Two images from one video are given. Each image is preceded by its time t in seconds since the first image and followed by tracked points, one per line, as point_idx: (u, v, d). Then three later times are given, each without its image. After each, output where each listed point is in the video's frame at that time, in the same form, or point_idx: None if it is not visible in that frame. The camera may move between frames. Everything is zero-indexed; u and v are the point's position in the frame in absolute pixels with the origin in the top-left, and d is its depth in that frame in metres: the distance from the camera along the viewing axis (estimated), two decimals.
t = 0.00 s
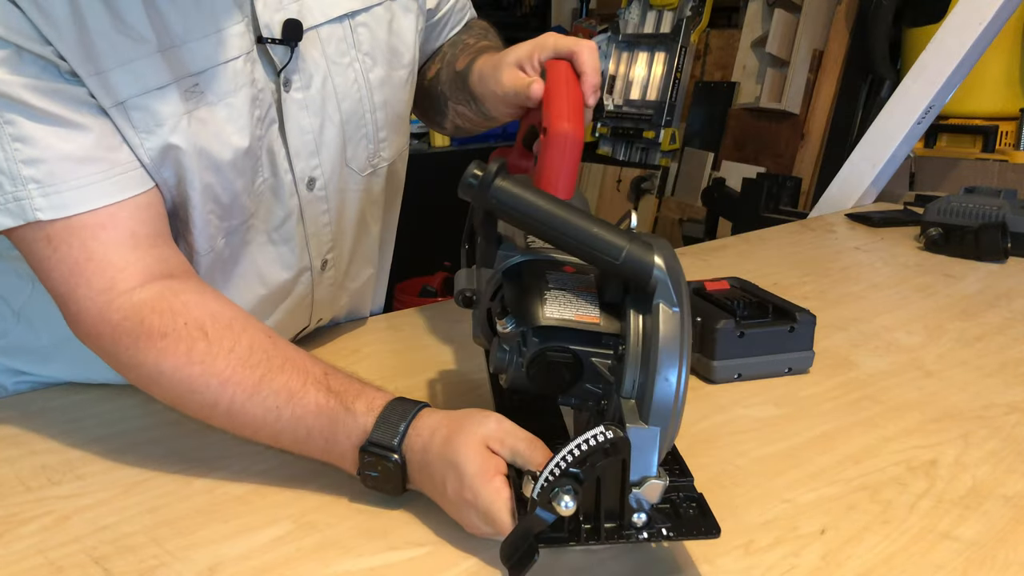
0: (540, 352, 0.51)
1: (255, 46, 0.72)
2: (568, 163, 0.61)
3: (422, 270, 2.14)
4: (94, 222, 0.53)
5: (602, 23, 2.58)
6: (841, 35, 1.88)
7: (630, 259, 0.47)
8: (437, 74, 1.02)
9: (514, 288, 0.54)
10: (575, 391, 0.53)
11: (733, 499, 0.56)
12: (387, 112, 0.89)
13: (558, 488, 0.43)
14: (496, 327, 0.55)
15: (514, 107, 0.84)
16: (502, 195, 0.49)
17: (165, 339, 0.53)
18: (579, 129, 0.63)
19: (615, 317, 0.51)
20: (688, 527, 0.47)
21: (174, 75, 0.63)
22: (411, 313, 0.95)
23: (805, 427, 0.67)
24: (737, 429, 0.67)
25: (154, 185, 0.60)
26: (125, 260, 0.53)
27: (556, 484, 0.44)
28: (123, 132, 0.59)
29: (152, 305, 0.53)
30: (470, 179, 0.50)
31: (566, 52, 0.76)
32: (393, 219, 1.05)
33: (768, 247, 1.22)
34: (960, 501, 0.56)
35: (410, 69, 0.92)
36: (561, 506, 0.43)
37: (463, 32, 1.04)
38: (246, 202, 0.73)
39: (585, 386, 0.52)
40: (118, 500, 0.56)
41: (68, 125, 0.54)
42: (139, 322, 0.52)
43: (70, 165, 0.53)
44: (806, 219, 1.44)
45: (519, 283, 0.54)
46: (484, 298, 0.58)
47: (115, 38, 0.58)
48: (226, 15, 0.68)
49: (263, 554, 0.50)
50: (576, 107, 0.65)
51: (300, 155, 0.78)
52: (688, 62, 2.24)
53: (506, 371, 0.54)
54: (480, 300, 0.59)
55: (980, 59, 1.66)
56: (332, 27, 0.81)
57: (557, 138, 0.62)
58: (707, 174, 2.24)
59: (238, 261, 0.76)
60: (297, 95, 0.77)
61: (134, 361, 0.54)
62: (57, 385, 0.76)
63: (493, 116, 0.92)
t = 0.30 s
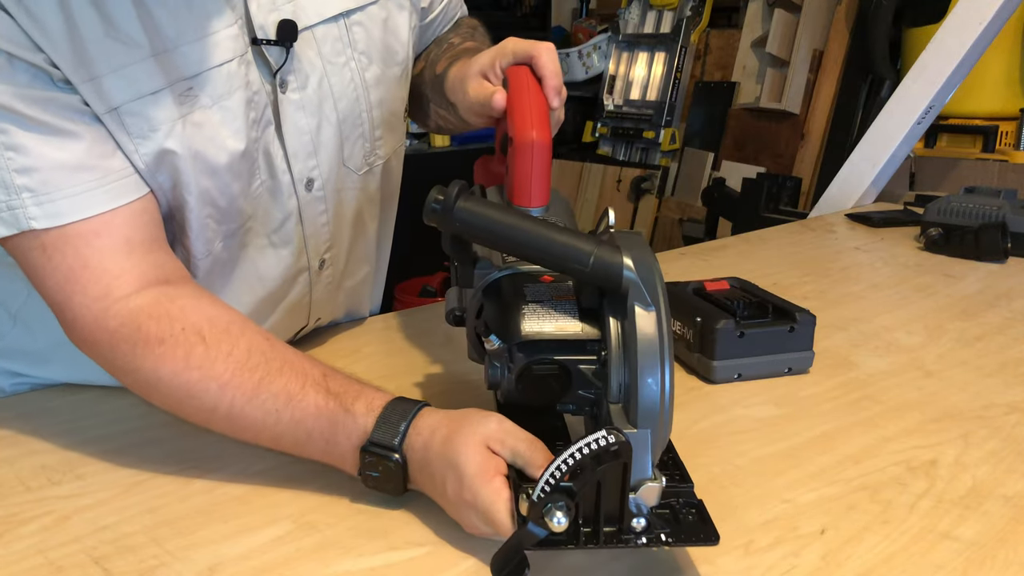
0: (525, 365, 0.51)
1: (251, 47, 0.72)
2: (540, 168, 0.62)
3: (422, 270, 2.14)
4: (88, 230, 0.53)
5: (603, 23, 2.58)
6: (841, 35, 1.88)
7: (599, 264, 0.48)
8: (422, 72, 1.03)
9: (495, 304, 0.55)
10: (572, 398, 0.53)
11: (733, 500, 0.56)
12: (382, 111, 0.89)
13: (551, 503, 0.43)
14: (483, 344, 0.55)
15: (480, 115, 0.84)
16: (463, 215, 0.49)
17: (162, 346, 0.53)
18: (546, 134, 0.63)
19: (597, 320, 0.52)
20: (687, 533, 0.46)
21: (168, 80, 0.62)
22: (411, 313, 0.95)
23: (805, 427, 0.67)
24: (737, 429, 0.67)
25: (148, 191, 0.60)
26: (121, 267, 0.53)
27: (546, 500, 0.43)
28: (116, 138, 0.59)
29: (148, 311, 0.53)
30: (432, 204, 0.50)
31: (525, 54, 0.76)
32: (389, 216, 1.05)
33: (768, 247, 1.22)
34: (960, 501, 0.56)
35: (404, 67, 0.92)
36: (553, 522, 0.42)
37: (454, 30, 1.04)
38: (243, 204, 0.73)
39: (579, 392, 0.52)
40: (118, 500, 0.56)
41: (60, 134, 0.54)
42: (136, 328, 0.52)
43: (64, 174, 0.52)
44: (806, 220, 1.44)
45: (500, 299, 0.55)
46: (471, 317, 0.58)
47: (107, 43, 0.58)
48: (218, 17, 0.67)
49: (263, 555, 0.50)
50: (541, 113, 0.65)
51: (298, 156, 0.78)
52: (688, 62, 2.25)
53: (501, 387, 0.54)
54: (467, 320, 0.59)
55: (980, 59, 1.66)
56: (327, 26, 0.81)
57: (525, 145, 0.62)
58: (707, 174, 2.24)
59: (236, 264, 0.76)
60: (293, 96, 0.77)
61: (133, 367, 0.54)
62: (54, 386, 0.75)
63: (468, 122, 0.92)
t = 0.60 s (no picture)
0: (526, 365, 0.51)
1: (247, 50, 0.72)
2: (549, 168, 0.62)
3: (422, 270, 2.14)
4: (81, 239, 0.53)
5: (603, 23, 2.58)
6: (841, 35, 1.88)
7: (602, 264, 0.48)
8: (426, 71, 1.03)
9: (497, 302, 0.55)
10: (572, 398, 0.53)
11: (733, 500, 0.56)
12: (379, 112, 0.89)
13: (547, 504, 0.43)
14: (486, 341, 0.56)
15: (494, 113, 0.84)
16: (467, 213, 0.50)
17: (153, 353, 0.53)
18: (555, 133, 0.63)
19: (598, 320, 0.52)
20: (684, 538, 0.46)
21: (164, 86, 0.62)
22: (412, 313, 0.95)
23: (805, 427, 0.67)
24: (737, 429, 0.67)
25: (145, 199, 0.60)
26: (113, 274, 0.53)
27: (545, 500, 0.44)
28: (113, 146, 0.59)
29: (138, 319, 0.53)
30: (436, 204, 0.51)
31: (536, 51, 0.76)
32: (387, 215, 1.05)
33: (768, 247, 1.22)
34: (960, 501, 0.56)
35: (400, 67, 0.92)
36: (550, 523, 0.43)
37: (455, 30, 1.04)
38: (242, 209, 0.72)
39: (579, 393, 0.52)
40: (118, 500, 0.56)
41: (54, 145, 0.54)
42: (128, 336, 0.53)
43: (56, 184, 0.53)
44: (806, 220, 1.44)
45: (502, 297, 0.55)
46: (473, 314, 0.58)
47: (103, 50, 0.58)
48: (215, 21, 0.67)
49: (263, 555, 0.50)
50: (550, 112, 0.65)
51: (296, 159, 0.78)
52: (688, 62, 2.25)
53: (501, 386, 0.54)
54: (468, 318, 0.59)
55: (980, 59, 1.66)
56: (324, 28, 0.81)
57: (532, 145, 0.62)
58: (707, 174, 2.24)
59: (235, 267, 0.76)
60: (290, 99, 0.77)
61: (126, 375, 0.54)
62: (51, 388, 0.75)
63: (478, 118, 0.92)
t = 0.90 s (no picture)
0: (531, 368, 0.50)
1: (242, 53, 0.72)
2: (557, 168, 0.62)
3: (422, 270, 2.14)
4: (75, 239, 0.53)
5: (602, 23, 2.58)
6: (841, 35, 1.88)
7: (609, 267, 0.47)
8: (433, 69, 1.03)
9: (501, 302, 0.54)
10: (575, 400, 0.53)
11: (733, 499, 0.56)
12: (376, 115, 0.89)
13: (549, 508, 0.44)
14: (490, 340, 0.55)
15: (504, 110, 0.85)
16: (476, 213, 0.48)
17: (142, 358, 0.52)
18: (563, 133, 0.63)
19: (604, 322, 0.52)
20: (686, 544, 0.47)
21: (156, 90, 0.62)
22: (412, 313, 0.95)
23: (806, 428, 0.67)
24: (737, 429, 0.67)
25: (138, 202, 0.60)
26: (106, 276, 0.53)
27: (546, 504, 0.44)
28: (106, 148, 0.58)
29: (127, 321, 0.52)
30: (443, 199, 0.48)
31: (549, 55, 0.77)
32: (386, 216, 1.04)
33: (768, 247, 1.22)
34: (960, 501, 0.56)
35: (400, 70, 0.92)
36: (551, 528, 0.43)
37: (460, 28, 1.04)
38: (235, 212, 0.72)
39: (582, 395, 0.52)
40: (118, 500, 0.56)
41: (49, 143, 0.54)
42: (117, 339, 0.52)
43: (52, 182, 0.53)
44: (806, 220, 1.44)
45: (506, 297, 0.54)
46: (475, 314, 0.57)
47: (94, 53, 0.58)
48: (208, 25, 0.67)
49: (263, 555, 0.50)
50: (559, 111, 0.65)
51: (290, 162, 0.78)
52: (687, 62, 2.25)
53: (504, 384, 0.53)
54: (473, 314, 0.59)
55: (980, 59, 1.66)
56: (321, 31, 0.80)
57: (541, 144, 0.62)
58: (707, 174, 2.23)
59: (229, 270, 0.76)
60: (285, 102, 0.77)
61: (118, 379, 0.54)
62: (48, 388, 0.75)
63: (484, 113, 0.92)
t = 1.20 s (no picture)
0: (551, 349, 0.49)
1: (242, 55, 0.72)
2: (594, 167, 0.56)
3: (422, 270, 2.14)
4: (79, 241, 0.53)
5: (602, 23, 2.58)
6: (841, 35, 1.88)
7: (658, 265, 0.44)
8: (454, 65, 1.02)
9: (532, 280, 0.52)
10: (586, 391, 0.50)
11: (733, 499, 0.56)
12: (377, 117, 0.89)
13: (563, 489, 0.44)
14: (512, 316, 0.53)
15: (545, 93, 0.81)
16: (532, 188, 0.46)
17: (146, 361, 0.53)
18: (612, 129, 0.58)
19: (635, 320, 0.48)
20: (685, 540, 0.46)
21: (158, 93, 0.62)
22: (412, 313, 0.96)
23: (805, 427, 0.67)
24: (737, 429, 0.67)
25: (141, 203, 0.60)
26: (110, 278, 0.53)
27: (559, 484, 0.44)
28: (108, 151, 0.58)
29: (132, 323, 0.53)
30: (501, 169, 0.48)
31: (610, 53, 0.73)
32: (387, 216, 1.04)
33: (768, 247, 1.22)
34: (960, 501, 0.56)
35: (402, 71, 0.91)
36: (564, 508, 0.43)
37: (472, 24, 1.04)
38: (236, 215, 0.72)
39: (595, 387, 0.50)
40: (118, 500, 0.56)
41: (52, 147, 0.54)
42: (122, 341, 0.52)
43: (55, 187, 0.53)
44: (806, 220, 1.44)
45: (537, 276, 0.52)
46: (501, 286, 0.56)
47: (95, 57, 0.58)
48: (209, 28, 0.67)
49: (263, 555, 0.50)
50: (610, 105, 0.60)
51: (291, 164, 0.78)
52: (687, 61, 2.25)
53: (514, 361, 0.51)
54: (494, 286, 0.57)
55: (980, 58, 1.66)
56: (321, 33, 0.81)
57: (586, 135, 0.57)
58: (707, 174, 2.24)
59: (229, 271, 0.76)
60: (286, 104, 0.77)
61: (122, 381, 0.54)
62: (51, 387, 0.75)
63: (517, 106, 0.91)
